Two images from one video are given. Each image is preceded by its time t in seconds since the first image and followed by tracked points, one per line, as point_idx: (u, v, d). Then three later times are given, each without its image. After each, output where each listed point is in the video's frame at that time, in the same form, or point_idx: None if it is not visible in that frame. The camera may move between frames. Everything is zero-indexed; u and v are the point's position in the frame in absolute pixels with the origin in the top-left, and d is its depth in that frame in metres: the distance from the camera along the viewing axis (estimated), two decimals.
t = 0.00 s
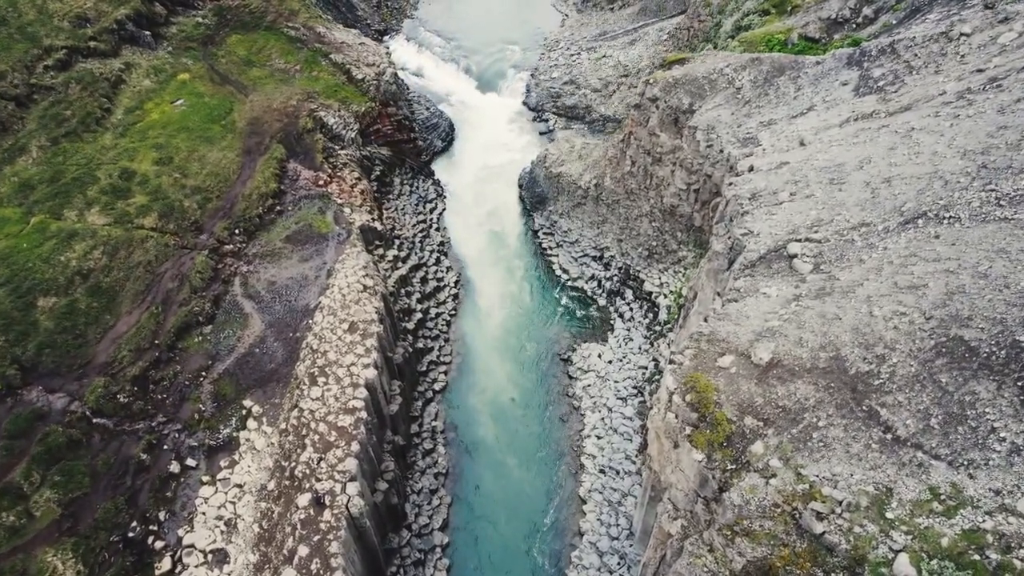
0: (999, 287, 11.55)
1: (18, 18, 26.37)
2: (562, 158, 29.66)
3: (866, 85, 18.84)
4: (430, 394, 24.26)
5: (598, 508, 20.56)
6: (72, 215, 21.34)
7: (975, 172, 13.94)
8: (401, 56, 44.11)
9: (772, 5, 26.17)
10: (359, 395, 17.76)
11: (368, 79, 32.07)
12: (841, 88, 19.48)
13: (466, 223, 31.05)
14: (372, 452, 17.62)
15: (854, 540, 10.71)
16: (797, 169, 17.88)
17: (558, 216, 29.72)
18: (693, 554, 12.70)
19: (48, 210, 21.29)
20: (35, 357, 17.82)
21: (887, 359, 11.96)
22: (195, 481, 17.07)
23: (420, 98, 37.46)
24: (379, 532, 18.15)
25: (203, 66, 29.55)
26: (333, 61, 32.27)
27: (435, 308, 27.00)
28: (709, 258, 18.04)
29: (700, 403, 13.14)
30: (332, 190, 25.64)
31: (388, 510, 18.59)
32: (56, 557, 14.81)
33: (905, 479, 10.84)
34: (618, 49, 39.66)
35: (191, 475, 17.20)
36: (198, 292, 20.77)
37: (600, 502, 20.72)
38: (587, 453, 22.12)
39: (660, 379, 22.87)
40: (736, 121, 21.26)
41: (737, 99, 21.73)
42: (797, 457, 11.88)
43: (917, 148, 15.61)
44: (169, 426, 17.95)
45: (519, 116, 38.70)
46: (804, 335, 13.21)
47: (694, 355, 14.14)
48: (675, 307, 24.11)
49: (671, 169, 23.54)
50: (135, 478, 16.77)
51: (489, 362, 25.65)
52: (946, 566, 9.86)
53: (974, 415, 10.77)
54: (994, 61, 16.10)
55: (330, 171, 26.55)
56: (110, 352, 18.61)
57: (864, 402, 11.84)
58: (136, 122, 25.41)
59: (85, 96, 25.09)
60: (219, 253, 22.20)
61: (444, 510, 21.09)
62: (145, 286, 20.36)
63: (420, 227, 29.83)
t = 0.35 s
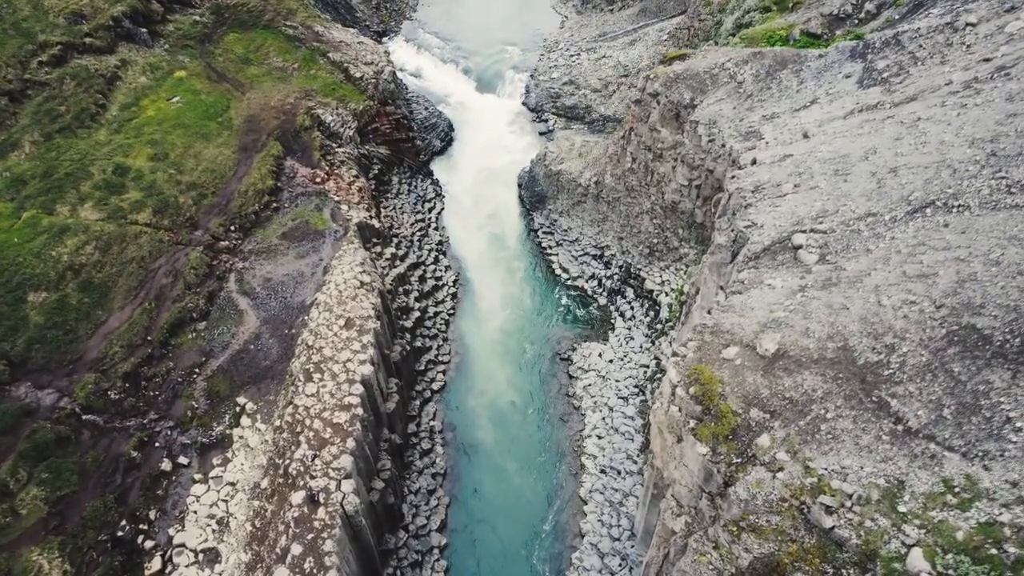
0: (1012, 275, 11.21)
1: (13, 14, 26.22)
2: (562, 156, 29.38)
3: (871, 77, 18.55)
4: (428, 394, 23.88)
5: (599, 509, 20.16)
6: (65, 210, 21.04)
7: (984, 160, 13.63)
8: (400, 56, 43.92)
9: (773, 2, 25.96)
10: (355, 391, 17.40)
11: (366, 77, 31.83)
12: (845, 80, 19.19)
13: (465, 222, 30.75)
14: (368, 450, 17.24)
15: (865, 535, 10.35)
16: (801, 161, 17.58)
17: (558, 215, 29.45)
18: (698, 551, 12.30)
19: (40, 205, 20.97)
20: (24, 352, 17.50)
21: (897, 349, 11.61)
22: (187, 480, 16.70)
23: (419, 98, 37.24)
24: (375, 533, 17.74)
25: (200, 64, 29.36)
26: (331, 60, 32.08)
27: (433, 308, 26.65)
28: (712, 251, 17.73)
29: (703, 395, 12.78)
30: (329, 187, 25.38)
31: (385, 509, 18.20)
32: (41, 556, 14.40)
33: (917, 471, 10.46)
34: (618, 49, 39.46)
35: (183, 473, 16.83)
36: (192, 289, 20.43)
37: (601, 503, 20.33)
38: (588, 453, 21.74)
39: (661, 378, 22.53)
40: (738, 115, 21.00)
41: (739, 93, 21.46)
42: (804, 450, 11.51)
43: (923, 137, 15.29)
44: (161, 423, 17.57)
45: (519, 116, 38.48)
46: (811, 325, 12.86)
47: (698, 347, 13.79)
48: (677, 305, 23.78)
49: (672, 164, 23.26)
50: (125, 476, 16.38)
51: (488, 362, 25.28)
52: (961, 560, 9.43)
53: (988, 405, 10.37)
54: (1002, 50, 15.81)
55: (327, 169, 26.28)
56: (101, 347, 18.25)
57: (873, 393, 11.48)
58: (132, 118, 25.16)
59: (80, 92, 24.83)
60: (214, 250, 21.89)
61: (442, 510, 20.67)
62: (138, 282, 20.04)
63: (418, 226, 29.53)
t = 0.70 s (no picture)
0: None
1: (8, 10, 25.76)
2: (563, 155, 29.13)
3: (875, 70, 18.28)
4: (427, 394, 23.51)
5: (601, 511, 19.78)
6: (58, 206, 20.70)
7: (994, 150, 13.34)
8: (399, 58, 43.74)
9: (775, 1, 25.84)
10: (352, 389, 17.07)
11: (365, 76, 31.60)
12: (850, 73, 18.94)
13: (465, 223, 30.47)
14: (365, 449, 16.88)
15: (879, 531, 9.98)
16: (805, 154, 17.28)
17: (558, 214, 29.18)
18: (703, 551, 11.86)
19: (32, 201, 20.64)
20: (14, 349, 17.09)
21: (909, 340, 11.26)
22: (180, 479, 16.32)
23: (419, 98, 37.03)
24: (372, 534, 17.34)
25: (198, 63, 29.14)
26: (330, 60, 31.88)
27: (432, 307, 26.30)
28: (716, 246, 17.42)
29: (708, 389, 12.44)
30: (327, 185, 25.11)
31: (382, 511, 17.82)
32: (28, 556, 13.91)
33: (933, 465, 10.10)
34: (618, 50, 39.29)
35: (175, 472, 16.46)
36: (187, 286, 20.11)
37: (603, 504, 19.94)
38: (589, 453, 21.37)
39: (664, 378, 22.20)
40: (741, 110, 20.74)
41: (742, 89, 21.21)
42: (814, 444, 11.16)
43: (931, 128, 14.98)
44: (153, 422, 17.20)
45: (519, 117, 38.29)
46: (819, 317, 12.52)
47: (703, 341, 13.46)
48: (680, 304, 23.44)
49: (674, 161, 22.99)
50: (116, 475, 15.99)
51: (488, 364, 24.93)
52: (980, 557, 9.10)
53: (1006, 397, 10.02)
54: (1011, 40, 15.53)
55: (325, 167, 26.01)
56: (93, 345, 17.88)
57: (885, 385, 11.13)
58: (128, 116, 24.88)
59: (76, 89, 24.53)
60: (210, 247, 21.57)
61: (441, 512, 20.25)
62: (132, 279, 19.70)
63: (417, 225, 29.23)
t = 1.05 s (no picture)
0: None
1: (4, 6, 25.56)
2: (563, 153, 28.84)
3: (881, 62, 18.00)
4: (426, 394, 23.15)
5: (603, 512, 19.37)
6: (51, 202, 20.39)
7: (1007, 137, 12.99)
8: (398, 59, 43.57)
9: None
10: (349, 385, 16.68)
11: (364, 75, 31.34)
12: (855, 66, 18.67)
13: (464, 223, 30.15)
14: (362, 448, 16.50)
15: (895, 527, 9.61)
16: (811, 146, 16.96)
17: (558, 213, 28.88)
18: (711, 548, 11.56)
19: (25, 196, 20.31)
20: (3, 345, 16.72)
21: (923, 329, 10.89)
22: (172, 478, 15.92)
23: (419, 99, 36.85)
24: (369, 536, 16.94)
25: (195, 61, 28.91)
26: (329, 59, 31.63)
27: (431, 307, 25.98)
28: (720, 239, 17.09)
29: (715, 381, 12.11)
30: (325, 183, 24.82)
31: (381, 511, 17.42)
32: (13, 556, 13.49)
33: (950, 458, 9.70)
34: (619, 51, 39.11)
35: (167, 471, 16.06)
36: (181, 283, 19.77)
37: (605, 505, 19.53)
38: (591, 454, 21.00)
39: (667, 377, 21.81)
40: (744, 105, 20.47)
41: (745, 83, 20.93)
42: (826, 437, 10.79)
43: (941, 118, 14.65)
44: (146, 420, 16.82)
45: (519, 118, 38.09)
46: (828, 308, 12.16)
47: (709, 333, 13.12)
48: (682, 302, 23.08)
49: (677, 158, 22.68)
50: (106, 474, 15.59)
51: (487, 364, 24.52)
52: (1003, 552, 8.60)
53: None
54: (1021, 28, 15.22)
55: (323, 165, 25.73)
56: (84, 341, 17.50)
57: (898, 376, 10.75)
58: (123, 113, 24.59)
59: (71, 85, 24.26)
60: (205, 244, 21.24)
61: (440, 514, 19.84)
62: (125, 275, 19.35)
63: (416, 225, 28.94)
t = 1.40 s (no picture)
0: None
1: None
2: (563, 151, 28.54)
3: (887, 53, 17.71)
4: (424, 394, 22.77)
5: (605, 513, 18.97)
6: (44, 197, 20.08)
7: (1020, 124, 12.65)
8: (398, 60, 43.41)
9: None
10: (345, 381, 16.31)
11: (363, 74, 31.04)
12: (860, 58, 18.40)
13: (463, 223, 29.82)
14: (358, 445, 16.12)
15: (912, 520, 9.25)
16: (817, 138, 16.64)
17: (559, 212, 28.56)
18: (718, 545, 11.19)
19: (17, 191, 20.01)
20: None
21: (938, 317, 10.52)
22: (164, 477, 15.52)
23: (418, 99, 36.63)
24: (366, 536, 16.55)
25: (192, 59, 28.67)
26: (327, 57, 31.38)
27: (430, 306, 25.64)
28: (725, 232, 16.76)
29: (722, 373, 11.72)
30: (322, 180, 24.53)
31: (378, 511, 17.03)
32: None
33: (968, 449, 9.32)
34: (619, 51, 38.92)
35: (159, 470, 15.67)
36: (176, 279, 19.43)
37: (608, 506, 19.14)
38: (593, 455, 20.61)
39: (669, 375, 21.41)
40: (748, 98, 20.18)
41: (748, 77, 20.64)
42: (838, 429, 10.42)
43: (950, 106, 14.34)
44: (138, 418, 16.44)
45: (519, 119, 37.84)
46: (838, 297, 11.80)
47: (715, 324, 12.74)
48: (685, 300, 22.71)
49: (679, 153, 22.38)
50: (96, 472, 15.19)
51: (487, 364, 24.10)
52: None
53: None
54: None
55: (321, 163, 25.45)
56: (75, 337, 17.14)
57: (913, 365, 10.37)
58: (119, 109, 24.32)
59: (65, 81, 23.99)
60: (200, 240, 20.91)
61: (438, 515, 19.42)
62: (118, 271, 19.01)
63: (415, 224, 28.63)
